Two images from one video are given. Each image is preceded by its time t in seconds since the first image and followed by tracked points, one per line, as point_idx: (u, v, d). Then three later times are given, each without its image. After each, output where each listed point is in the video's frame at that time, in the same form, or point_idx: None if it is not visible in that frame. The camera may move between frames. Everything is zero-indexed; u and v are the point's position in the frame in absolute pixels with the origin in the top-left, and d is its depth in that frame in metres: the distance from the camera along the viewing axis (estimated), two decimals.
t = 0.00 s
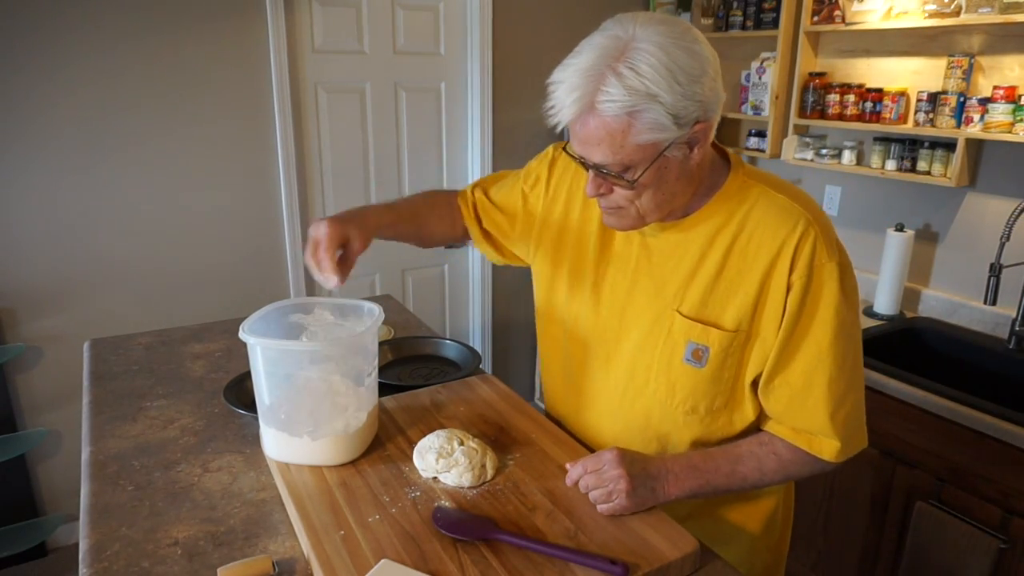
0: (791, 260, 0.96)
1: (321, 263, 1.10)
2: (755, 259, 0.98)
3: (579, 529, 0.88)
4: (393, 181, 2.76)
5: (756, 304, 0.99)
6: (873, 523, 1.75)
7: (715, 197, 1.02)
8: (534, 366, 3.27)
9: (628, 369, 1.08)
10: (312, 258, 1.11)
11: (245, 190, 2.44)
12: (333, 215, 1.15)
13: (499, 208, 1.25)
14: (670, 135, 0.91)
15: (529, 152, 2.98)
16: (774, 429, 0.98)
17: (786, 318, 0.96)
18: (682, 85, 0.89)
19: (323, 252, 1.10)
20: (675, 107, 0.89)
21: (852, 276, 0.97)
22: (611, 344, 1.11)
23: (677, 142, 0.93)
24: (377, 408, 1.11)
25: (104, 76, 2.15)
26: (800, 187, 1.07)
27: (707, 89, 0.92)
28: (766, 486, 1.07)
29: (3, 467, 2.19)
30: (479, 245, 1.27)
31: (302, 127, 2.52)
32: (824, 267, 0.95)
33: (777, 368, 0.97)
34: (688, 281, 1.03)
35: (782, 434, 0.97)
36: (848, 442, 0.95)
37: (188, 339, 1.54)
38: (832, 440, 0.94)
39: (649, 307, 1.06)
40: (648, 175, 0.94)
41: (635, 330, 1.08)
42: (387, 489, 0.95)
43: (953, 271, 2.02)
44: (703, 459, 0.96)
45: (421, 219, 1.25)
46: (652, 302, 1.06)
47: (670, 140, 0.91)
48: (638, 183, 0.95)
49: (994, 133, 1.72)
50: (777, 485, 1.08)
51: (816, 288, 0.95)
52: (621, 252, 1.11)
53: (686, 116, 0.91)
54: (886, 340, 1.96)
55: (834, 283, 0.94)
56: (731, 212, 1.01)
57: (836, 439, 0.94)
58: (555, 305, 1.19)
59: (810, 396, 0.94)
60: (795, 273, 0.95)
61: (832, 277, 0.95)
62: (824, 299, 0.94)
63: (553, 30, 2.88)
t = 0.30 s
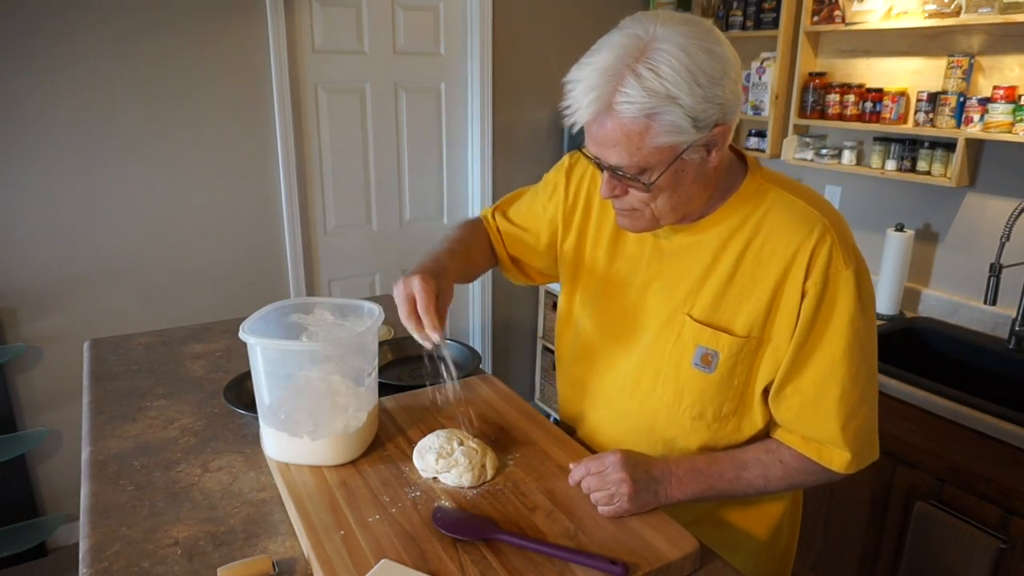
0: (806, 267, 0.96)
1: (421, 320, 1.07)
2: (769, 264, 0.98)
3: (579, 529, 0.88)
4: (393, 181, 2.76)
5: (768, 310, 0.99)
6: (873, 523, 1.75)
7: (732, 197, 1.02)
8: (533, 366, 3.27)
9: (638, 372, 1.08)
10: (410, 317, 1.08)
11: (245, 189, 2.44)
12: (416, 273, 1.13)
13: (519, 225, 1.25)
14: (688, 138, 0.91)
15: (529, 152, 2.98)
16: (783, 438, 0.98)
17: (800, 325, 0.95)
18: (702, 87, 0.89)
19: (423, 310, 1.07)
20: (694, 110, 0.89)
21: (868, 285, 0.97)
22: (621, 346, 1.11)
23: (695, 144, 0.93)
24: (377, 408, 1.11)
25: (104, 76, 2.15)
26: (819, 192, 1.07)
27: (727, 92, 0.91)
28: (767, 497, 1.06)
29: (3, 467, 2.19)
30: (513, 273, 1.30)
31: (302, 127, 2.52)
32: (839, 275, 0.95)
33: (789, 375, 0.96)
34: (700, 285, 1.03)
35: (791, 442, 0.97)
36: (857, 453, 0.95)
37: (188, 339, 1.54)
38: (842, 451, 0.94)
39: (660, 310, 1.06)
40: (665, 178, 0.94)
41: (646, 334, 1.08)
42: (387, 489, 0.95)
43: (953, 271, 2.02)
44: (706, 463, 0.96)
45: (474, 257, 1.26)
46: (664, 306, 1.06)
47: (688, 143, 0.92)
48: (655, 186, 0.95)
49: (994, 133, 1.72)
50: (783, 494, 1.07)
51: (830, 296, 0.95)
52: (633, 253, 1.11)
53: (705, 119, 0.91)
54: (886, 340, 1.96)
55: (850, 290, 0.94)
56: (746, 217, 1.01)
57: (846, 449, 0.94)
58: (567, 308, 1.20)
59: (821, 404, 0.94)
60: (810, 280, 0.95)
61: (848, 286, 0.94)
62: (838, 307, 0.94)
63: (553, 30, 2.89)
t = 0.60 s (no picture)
0: (808, 271, 0.96)
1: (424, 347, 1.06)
2: (771, 268, 0.98)
3: (579, 529, 0.88)
4: (392, 181, 2.76)
5: (769, 315, 0.98)
6: (873, 523, 1.75)
7: (736, 199, 1.02)
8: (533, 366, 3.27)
9: (639, 375, 1.09)
10: (412, 345, 1.07)
11: (244, 189, 2.44)
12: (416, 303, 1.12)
13: (525, 232, 1.25)
14: (694, 142, 0.91)
15: (528, 152, 2.98)
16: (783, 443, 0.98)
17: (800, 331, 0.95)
18: (709, 91, 0.89)
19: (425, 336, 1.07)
20: (700, 114, 0.89)
21: (871, 291, 0.96)
22: (622, 348, 1.11)
23: (700, 148, 0.93)
24: (377, 408, 1.11)
25: (104, 76, 2.15)
26: (823, 195, 1.06)
27: (733, 96, 0.91)
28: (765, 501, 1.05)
29: (3, 467, 2.19)
30: (521, 283, 1.31)
31: (302, 127, 2.52)
32: (841, 280, 0.95)
33: (789, 381, 0.96)
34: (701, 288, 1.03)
35: (789, 447, 0.97)
36: (856, 461, 0.94)
37: (188, 339, 1.54)
38: (840, 458, 0.94)
39: (662, 313, 1.07)
40: (670, 181, 0.95)
41: (647, 336, 1.08)
42: (387, 489, 0.96)
43: (953, 271, 2.02)
44: (706, 463, 0.96)
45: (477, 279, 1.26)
46: (665, 309, 1.06)
47: (694, 147, 0.92)
48: (659, 190, 0.95)
49: (994, 133, 1.72)
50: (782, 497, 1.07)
51: (832, 301, 0.95)
52: (635, 255, 1.11)
53: (712, 124, 0.91)
54: (886, 340, 1.96)
55: (852, 296, 0.94)
56: (749, 221, 1.01)
57: (844, 456, 0.94)
58: (572, 309, 1.20)
59: (820, 411, 0.94)
60: (811, 286, 0.95)
61: (850, 293, 0.94)
62: (839, 313, 0.94)
63: (553, 30, 2.89)
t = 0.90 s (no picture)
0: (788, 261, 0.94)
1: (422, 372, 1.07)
2: (754, 259, 0.98)
3: (579, 528, 0.88)
4: (392, 181, 2.76)
5: (749, 305, 0.97)
6: (873, 524, 1.75)
7: (725, 194, 1.02)
8: (533, 366, 3.27)
9: (631, 369, 1.09)
10: (411, 370, 1.08)
11: (245, 190, 2.44)
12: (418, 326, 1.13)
13: (530, 243, 1.27)
14: (680, 135, 0.91)
15: (528, 152, 2.98)
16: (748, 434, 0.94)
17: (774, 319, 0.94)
18: (693, 84, 0.89)
19: (423, 362, 1.08)
20: (685, 106, 0.89)
21: (855, 283, 0.94)
22: (616, 342, 1.12)
23: (686, 142, 0.93)
24: (377, 408, 1.11)
25: (104, 76, 2.15)
26: (822, 195, 1.05)
27: (718, 89, 0.91)
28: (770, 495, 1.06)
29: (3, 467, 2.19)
30: (532, 293, 1.33)
31: (302, 127, 2.52)
32: (819, 269, 0.93)
33: (759, 370, 0.94)
34: (688, 281, 1.03)
35: (755, 439, 0.93)
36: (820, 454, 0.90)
37: (188, 339, 1.54)
38: (798, 449, 0.90)
39: (651, 307, 1.07)
40: (657, 174, 0.95)
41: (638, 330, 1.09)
42: (387, 489, 0.96)
43: (953, 271, 2.02)
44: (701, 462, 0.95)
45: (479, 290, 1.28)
46: (655, 302, 1.06)
47: (680, 139, 0.91)
48: (647, 182, 0.95)
49: (994, 133, 1.72)
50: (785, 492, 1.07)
51: (807, 291, 0.93)
52: (628, 250, 1.11)
53: (697, 117, 0.91)
54: (886, 340, 1.96)
55: (830, 285, 0.92)
56: (738, 214, 1.01)
57: (802, 448, 0.90)
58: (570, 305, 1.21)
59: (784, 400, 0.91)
60: (789, 275, 0.94)
61: (825, 280, 0.92)
62: (814, 302, 0.92)
63: (553, 30, 2.89)
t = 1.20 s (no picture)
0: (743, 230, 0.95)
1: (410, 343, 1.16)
2: (719, 234, 0.98)
3: (579, 528, 0.88)
4: (392, 181, 2.76)
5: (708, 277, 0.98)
6: (873, 524, 1.75)
7: (709, 180, 1.02)
8: (533, 366, 3.27)
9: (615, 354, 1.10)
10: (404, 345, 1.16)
11: (245, 190, 2.44)
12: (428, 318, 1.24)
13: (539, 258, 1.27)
14: (663, 116, 0.91)
15: (528, 152, 2.98)
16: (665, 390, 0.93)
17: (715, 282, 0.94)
18: (672, 66, 0.89)
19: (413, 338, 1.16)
20: (665, 87, 0.89)
21: (808, 254, 0.92)
22: (602, 326, 1.13)
23: (668, 124, 0.93)
24: (376, 408, 1.11)
25: (104, 76, 2.15)
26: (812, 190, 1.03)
27: (697, 72, 0.91)
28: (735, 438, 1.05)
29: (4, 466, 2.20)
30: (552, 311, 1.33)
31: (302, 127, 2.52)
32: (768, 237, 0.93)
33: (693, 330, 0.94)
34: (661, 260, 1.04)
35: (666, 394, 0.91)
36: (721, 410, 0.88)
37: (188, 339, 1.54)
38: (698, 397, 0.88)
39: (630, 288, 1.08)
40: (642, 157, 0.95)
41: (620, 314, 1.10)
42: (387, 489, 0.96)
43: (953, 271, 2.02)
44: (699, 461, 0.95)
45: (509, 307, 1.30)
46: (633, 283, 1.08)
47: (662, 121, 0.92)
48: (631, 166, 0.95)
49: (994, 133, 1.72)
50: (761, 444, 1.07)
51: (751, 255, 0.93)
52: (615, 237, 1.13)
53: (679, 98, 0.91)
54: (885, 340, 1.96)
55: (775, 251, 0.91)
56: (713, 196, 1.01)
57: (702, 398, 0.87)
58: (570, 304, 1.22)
59: (702, 352, 0.90)
60: (741, 244, 0.94)
61: (772, 246, 0.92)
62: (753, 264, 0.91)
63: (552, 30, 2.89)
